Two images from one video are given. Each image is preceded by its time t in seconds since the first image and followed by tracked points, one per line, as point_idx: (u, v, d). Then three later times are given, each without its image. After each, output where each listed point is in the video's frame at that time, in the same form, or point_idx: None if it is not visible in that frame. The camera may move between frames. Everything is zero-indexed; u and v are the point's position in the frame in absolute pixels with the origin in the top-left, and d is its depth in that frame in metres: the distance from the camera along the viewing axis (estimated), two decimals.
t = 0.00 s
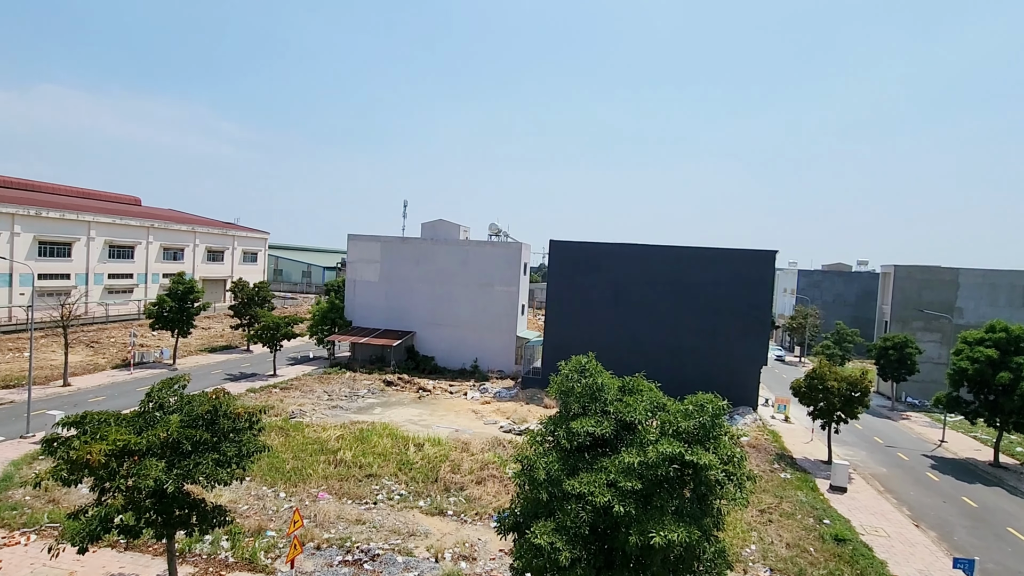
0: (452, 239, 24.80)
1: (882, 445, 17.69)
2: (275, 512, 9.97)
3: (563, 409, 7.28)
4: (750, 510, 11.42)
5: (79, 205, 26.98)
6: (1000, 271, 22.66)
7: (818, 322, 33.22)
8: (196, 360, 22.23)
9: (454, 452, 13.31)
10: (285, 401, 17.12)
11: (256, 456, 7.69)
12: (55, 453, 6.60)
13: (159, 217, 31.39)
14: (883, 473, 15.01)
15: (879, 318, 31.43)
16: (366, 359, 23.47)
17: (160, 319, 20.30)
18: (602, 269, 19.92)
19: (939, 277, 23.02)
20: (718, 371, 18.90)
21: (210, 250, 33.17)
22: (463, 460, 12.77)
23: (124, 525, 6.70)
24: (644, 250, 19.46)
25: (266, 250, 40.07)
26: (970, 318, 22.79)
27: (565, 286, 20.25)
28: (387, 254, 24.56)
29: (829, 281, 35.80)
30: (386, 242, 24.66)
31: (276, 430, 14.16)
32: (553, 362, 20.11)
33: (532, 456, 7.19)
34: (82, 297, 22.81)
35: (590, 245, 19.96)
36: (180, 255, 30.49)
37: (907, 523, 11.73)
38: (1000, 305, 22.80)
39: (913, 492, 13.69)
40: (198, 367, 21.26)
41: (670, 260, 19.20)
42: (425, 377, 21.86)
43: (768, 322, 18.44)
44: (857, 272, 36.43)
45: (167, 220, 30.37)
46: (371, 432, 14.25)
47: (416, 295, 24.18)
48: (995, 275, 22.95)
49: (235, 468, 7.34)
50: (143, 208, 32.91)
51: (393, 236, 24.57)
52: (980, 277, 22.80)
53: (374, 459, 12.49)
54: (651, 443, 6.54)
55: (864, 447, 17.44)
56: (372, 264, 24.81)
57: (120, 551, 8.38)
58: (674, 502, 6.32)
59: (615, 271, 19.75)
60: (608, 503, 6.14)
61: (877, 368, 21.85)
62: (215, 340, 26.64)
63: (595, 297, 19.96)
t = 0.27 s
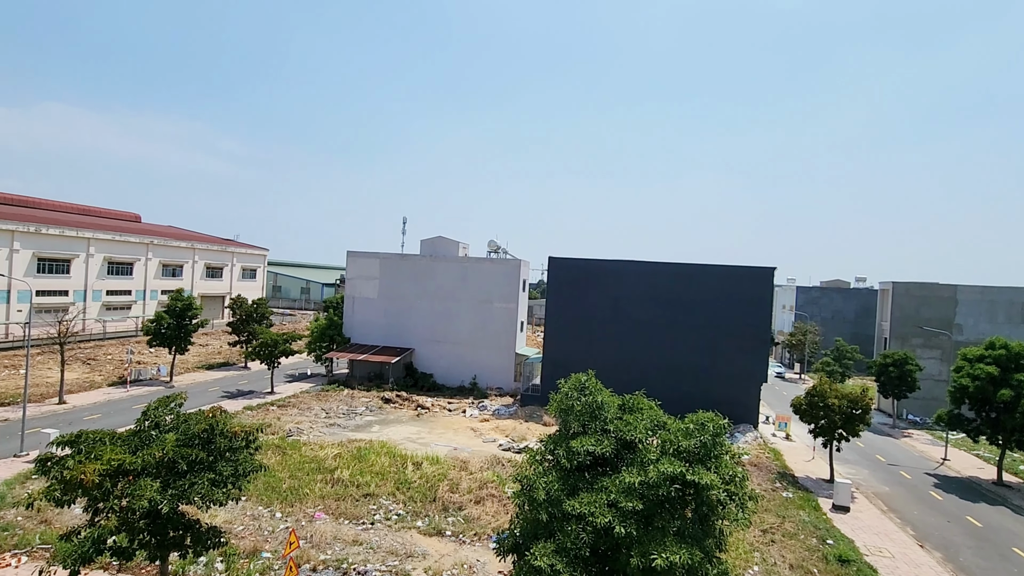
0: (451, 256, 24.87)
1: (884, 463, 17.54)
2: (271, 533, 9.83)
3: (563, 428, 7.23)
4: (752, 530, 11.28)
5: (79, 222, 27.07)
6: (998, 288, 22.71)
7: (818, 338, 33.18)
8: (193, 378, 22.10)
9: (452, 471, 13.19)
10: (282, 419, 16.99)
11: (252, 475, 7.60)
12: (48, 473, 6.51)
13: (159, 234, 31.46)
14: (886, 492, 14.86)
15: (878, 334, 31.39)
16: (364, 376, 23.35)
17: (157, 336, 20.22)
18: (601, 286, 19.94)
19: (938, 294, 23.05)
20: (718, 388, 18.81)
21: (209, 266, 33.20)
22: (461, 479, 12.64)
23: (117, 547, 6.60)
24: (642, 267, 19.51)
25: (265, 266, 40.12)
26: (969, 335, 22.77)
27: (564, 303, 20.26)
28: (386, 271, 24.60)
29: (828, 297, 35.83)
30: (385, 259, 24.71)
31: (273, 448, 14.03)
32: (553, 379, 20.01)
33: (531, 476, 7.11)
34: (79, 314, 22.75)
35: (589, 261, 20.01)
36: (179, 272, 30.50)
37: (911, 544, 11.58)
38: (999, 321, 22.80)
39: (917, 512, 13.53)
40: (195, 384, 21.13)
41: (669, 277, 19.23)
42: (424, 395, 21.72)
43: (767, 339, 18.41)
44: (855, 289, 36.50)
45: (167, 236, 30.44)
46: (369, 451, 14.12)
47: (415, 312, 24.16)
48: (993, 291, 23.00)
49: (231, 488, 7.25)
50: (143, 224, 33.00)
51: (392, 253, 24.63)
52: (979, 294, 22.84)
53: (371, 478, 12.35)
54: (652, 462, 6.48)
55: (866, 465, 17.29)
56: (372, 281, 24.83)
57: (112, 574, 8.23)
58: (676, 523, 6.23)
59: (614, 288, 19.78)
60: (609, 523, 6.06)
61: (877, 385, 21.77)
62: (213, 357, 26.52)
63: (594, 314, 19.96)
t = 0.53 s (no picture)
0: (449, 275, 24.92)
1: (885, 484, 17.37)
2: (264, 558, 9.64)
3: (561, 449, 7.16)
4: (754, 553, 11.12)
5: (76, 241, 27.06)
6: (993, 306, 22.82)
7: (816, 357, 33.13)
8: (188, 398, 21.88)
9: (449, 493, 13.02)
10: (278, 440, 16.79)
11: (247, 499, 7.49)
12: (38, 496, 6.38)
13: (156, 253, 31.46)
14: (888, 514, 14.69)
15: (876, 353, 31.40)
16: (361, 396, 23.16)
17: (153, 356, 20.07)
18: (599, 305, 19.95)
19: (934, 312, 23.12)
20: (717, 408, 18.68)
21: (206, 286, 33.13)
22: (458, 501, 12.48)
23: (105, 574, 6.44)
24: (639, 286, 19.57)
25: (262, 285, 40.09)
26: (967, 354, 22.78)
27: (562, 322, 20.25)
28: (384, 290, 24.61)
29: (825, 316, 35.90)
30: (382, 278, 24.75)
31: (268, 470, 13.85)
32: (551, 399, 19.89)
33: (530, 498, 7.01)
34: (74, 334, 22.60)
35: (587, 280, 20.06)
36: (176, 291, 30.41)
37: (916, 567, 11.41)
38: (996, 340, 22.84)
39: (920, 534, 13.36)
40: (190, 405, 20.90)
41: (666, 296, 19.28)
42: (421, 415, 21.52)
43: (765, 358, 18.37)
44: (852, 308, 36.60)
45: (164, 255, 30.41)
46: (365, 473, 13.93)
47: (412, 331, 24.09)
48: (989, 310, 23.09)
49: (225, 511, 7.14)
50: (140, 244, 33.02)
51: (390, 272, 24.67)
52: (974, 312, 22.93)
53: (367, 501, 12.17)
54: (651, 484, 6.41)
55: (867, 486, 17.13)
56: (369, 300, 24.80)
57: None
58: (677, 546, 6.15)
59: (612, 308, 19.80)
60: (609, 547, 5.95)
61: (877, 404, 21.68)
62: (208, 377, 26.33)
63: (592, 333, 19.93)
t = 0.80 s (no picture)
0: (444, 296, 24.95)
1: (885, 507, 17.19)
2: None
3: (558, 473, 7.07)
4: None
5: (70, 263, 26.94)
6: (987, 327, 22.92)
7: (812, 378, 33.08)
8: (178, 422, 21.55)
9: (444, 518, 12.79)
10: (269, 465, 16.52)
11: (237, 526, 7.34)
12: (22, 525, 6.20)
13: (151, 276, 31.36)
14: (889, 538, 14.50)
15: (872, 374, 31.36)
16: (355, 419, 22.90)
17: (144, 380, 19.84)
18: (594, 326, 19.94)
19: (928, 333, 23.20)
20: (714, 431, 18.53)
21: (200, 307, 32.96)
22: (453, 527, 12.26)
23: None
24: (635, 308, 19.60)
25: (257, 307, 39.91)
26: (962, 374, 22.79)
27: (558, 344, 20.20)
28: (379, 311, 24.53)
29: (820, 337, 35.95)
30: (378, 300, 24.69)
31: (259, 496, 13.59)
32: (547, 422, 19.71)
33: (526, 524, 6.89)
34: (65, 356, 22.36)
35: (582, 302, 20.07)
36: (169, 313, 30.23)
37: None
38: (991, 360, 22.88)
39: (921, 558, 13.18)
40: (181, 429, 20.60)
41: (662, 318, 19.30)
42: (415, 439, 21.26)
43: (761, 379, 18.33)
44: (847, 328, 36.70)
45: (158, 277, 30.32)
46: (358, 498, 13.70)
47: (407, 353, 23.94)
48: (983, 330, 23.20)
49: (214, 539, 6.99)
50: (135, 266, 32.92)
51: (385, 294, 24.62)
52: (968, 333, 23.01)
53: (360, 527, 11.93)
54: (649, 510, 6.32)
55: (867, 509, 16.93)
56: (364, 322, 24.71)
57: None
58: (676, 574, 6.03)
59: (607, 329, 19.78)
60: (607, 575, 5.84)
61: (874, 426, 21.59)
62: (200, 400, 26.01)
63: (588, 355, 19.88)
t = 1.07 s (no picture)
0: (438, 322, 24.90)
1: (883, 535, 16.98)
2: None
3: (552, 503, 6.95)
4: None
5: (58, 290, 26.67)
6: (977, 351, 23.06)
7: (806, 403, 32.98)
8: (164, 452, 21.07)
9: (435, 550, 12.49)
10: (257, 495, 16.14)
11: (222, 560, 7.13)
12: None
13: (141, 302, 31.06)
14: (888, 566, 14.28)
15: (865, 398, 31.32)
16: (346, 447, 22.51)
17: (130, 408, 19.45)
18: (588, 352, 19.90)
19: (919, 357, 23.30)
20: (710, 457, 18.35)
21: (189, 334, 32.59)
22: (445, 559, 11.96)
23: None
24: (628, 333, 19.62)
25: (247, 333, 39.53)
26: (955, 398, 22.81)
27: (551, 370, 20.10)
28: (371, 337, 24.37)
29: (812, 361, 36.00)
30: (370, 326, 24.56)
31: (245, 528, 13.23)
32: (541, 449, 19.47)
33: (520, 556, 6.74)
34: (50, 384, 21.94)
35: (575, 327, 20.06)
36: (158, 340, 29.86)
37: None
38: (982, 384, 22.94)
39: None
40: (167, 459, 20.14)
41: (655, 343, 19.30)
42: (407, 467, 20.88)
43: (755, 405, 18.28)
44: (839, 352, 36.79)
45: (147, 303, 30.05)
46: (348, 529, 13.36)
47: (399, 379, 23.71)
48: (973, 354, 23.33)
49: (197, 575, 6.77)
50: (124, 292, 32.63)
51: (378, 320, 24.51)
52: (959, 357, 23.13)
53: (349, 560, 11.61)
54: (646, 540, 6.21)
55: (865, 537, 16.72)
56: (356, 348, 24.51)
57: None
58: None
59: (600, 355, 19.74)
60: None
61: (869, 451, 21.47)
62: (187, 429, 25.51)
63: (582, 381, 19.77)
